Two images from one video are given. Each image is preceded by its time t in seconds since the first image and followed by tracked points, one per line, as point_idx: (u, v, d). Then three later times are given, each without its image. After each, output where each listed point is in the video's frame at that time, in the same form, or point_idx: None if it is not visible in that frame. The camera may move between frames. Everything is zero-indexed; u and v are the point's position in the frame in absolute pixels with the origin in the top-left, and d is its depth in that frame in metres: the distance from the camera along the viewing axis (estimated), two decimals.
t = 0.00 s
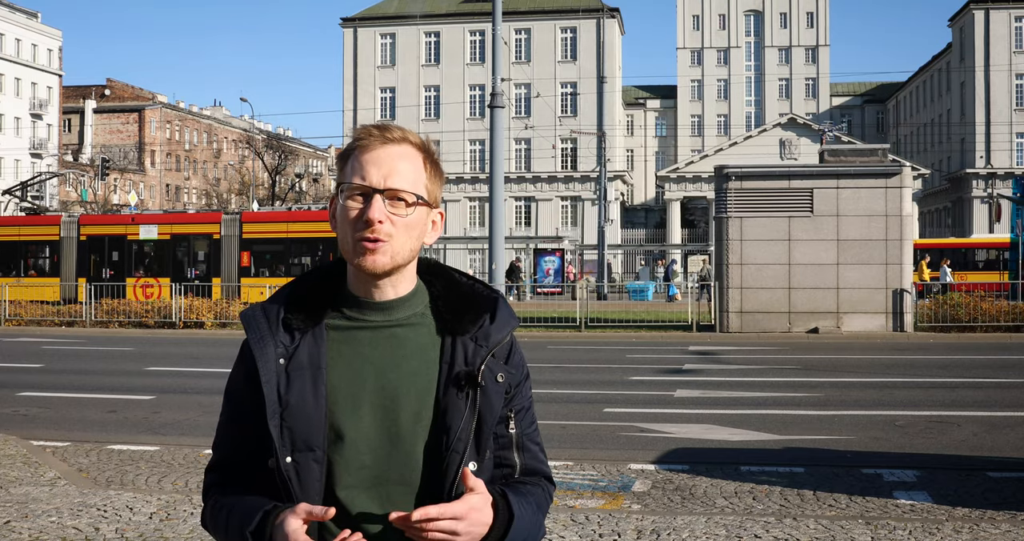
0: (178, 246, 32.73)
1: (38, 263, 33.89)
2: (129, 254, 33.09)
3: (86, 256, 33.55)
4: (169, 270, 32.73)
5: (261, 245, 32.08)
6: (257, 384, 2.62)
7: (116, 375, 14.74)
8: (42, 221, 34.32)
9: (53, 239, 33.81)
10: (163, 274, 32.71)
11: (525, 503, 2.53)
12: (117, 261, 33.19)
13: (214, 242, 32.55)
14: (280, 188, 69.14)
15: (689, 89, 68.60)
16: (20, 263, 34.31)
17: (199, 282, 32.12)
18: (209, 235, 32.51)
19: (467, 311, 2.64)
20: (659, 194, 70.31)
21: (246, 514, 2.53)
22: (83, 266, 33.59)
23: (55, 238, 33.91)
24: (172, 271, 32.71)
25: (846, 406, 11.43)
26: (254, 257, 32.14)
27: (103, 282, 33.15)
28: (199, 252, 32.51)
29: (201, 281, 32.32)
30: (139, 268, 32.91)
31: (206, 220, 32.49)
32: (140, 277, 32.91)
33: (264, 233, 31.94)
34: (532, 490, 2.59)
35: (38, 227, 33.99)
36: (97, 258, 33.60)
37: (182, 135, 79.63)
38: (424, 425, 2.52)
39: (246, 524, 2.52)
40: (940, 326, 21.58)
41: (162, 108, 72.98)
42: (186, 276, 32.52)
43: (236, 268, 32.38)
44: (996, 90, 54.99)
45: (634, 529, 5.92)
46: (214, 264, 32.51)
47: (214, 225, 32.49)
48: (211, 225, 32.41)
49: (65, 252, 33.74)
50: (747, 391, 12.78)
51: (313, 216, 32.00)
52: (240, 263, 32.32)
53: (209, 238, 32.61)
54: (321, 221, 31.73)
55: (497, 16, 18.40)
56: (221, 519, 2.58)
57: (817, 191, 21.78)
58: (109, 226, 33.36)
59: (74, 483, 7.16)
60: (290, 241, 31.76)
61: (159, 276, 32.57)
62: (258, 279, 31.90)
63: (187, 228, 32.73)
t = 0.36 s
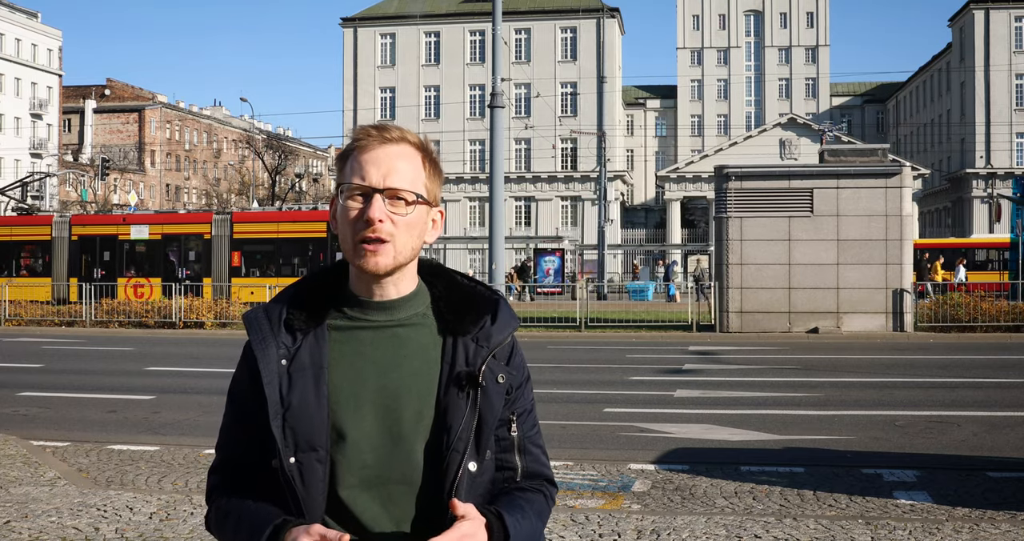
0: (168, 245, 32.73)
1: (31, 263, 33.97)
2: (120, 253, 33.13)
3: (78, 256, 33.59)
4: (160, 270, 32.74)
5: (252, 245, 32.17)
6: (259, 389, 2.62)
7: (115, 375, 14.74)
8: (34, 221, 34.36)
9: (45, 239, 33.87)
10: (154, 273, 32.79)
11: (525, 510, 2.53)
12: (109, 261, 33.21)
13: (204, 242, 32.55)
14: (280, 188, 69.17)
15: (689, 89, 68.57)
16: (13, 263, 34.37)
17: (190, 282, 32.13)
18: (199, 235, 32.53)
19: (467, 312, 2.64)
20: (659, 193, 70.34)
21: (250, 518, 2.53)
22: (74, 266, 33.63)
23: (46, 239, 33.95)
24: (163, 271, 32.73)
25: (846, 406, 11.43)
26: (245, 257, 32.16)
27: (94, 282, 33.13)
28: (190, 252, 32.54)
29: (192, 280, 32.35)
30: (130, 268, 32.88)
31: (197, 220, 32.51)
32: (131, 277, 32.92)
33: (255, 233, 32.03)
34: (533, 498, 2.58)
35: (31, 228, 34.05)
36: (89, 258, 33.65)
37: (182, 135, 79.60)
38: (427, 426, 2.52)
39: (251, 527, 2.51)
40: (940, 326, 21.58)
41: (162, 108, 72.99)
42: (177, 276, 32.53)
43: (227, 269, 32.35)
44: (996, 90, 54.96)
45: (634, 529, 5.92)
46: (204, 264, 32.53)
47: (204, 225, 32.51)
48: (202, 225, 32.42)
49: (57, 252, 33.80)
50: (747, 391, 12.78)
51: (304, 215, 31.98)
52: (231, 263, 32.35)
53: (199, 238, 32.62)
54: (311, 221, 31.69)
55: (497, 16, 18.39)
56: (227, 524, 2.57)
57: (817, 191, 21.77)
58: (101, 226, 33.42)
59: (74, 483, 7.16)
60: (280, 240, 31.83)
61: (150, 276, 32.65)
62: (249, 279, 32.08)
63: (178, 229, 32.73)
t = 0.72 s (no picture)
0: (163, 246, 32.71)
1: (25, 263, 33.93)
2: (116, 255, 33.09)
3: (73, 256, 33.60)
4: (155, 270, 32.72)
5: (246, 245, 32.26)
6: (264, 387, 2.62)
7: (116, 375, 14.73)
8: (28, 221, 34.32)
9: (38, 239, 33.83)
10: (149, 273, 32.76)
11: (523, 510, 2.53)
12: (103, 261, 33.23)
13: (198, 241, 32.55)
14: (280, 188, 69.18)
15: (689, 89, 68.52)
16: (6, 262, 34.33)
17: (184, 282, 32.11)
18: (194, 235, 32.51)
19: (472, 313, 2.64)
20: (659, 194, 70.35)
21: (252, 514, 2.53)
22: (69, 266, 33.63)
23: (40, 238, 33.93)
24: (157, 271, 32.70)
25: (845, 406, 11.43)
26: (239, 257, 32.25)
27: (89, 282, 33.26)
28: (184, 253, 32.51)
29: (185, 280, 32.32)
30: (125, 268, 32.96)
31: (191, 220, 32.49)
32: (126, 278, 32.93)
33: (249, 234, 32.13)
34: (532, 502, 2.58)
35: (25, 228, 34.02)
36: (83, 258, 33.64)
37: (182, 135, 79.57)
38: (431, 423, 2.52)
39: (253, 523, 2.51)
40: (940, 326, 21.57)
41: (162, 108, 72.96)
42: (171, 276, 32.50)
43: (221, 269, 32.42)
44: (996, 90, 54.93)
45: (634, 529, 5.92)
46: (198, 264, 32.49)
47: (199, 225, 32.50)
48: (196, 225, 32.40)
49: (51, 252, 33.78)
50: (747, 391, 12.78)
51: (300, 215, 32.04)
52: (225, 263, 32.39)
53: (193, 238, 32.59)
54: (305, 222, 31.74)
55: (497, 16, 18.39)
56: (230, 521, 2.57)
57: (818, 191, 21.78)
58: (95, 226, 33.39)
59: (74, 483, 7.16)
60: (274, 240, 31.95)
61: (144, 276, 32.58)
62: (243, 279, 32.16)
63: (173, 229, 32.70)
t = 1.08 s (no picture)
0: (159, 247, 32.68)
1: (22, 263, 33.92)
2: (113, 255, 33.06)
3: (70, 256, 33.59)
4: (152, 270, 32.71)
5: (243, 245, 32.23)
6: (266, 389, 2.62)
7: (115, 375, 14.73)
8: (25, 221, 34.32)
9: (35, 239, 33.83)
10: (146, 274, 32.76)
11: (523, 511, 2.54)
12: (100, 261, 33.20)
13: (196, 242, 32.52)
14: (280, 188, 69.21)
15: (689, 89, 68.53)
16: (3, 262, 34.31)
17: (181, 282, 32.07)
18: (191, 236, 32.50)
19: (474, 313, 2.64)
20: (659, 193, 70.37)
21: (252, 513, 2.53)
22: (66, 266, 33.61)
23: (37, 239, 33.93)
24: (154, 272, 32.68)
25: (845, 406, 11.43)
26: (236, 257, 32.23)
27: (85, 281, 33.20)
28: (181, 253, 32.50)
29: (182, 280, 32.30)
30: (122, 268, 32.99)
31: (188, 221, 32.47)
32: (123, 278, 32.91)
33: (246, 234, 32.11)
34: (532, 502, 2.58)
35: (21, 228, 34.03)
36: (80, 258, 33.61)
37: (182, 135, 79.59)
38: (432, 423, 2.52)
39: (253, 521, 2.51)
40: (939, 326, 21.58)
41: (162, 108, 72.99)
42: (168, 276, 32.49)
43: (218, 269, 32.43)
44: (996, 90, 54.95)
45: (634, 529, 5.92)
46: (196, 264, 32.46)
47: (195, 225, 32.47)
48: (193, 225, 32.39)
49: (48, 252, 33.78)
50: (747, 391, 12.77)
51: (297, 215, 32.04)
52: (222, 263, 32.38)
53: (190, 238, 32.57)
54: (301, 222, 31.74)
55: (497, 17, 18.39)
56: (231, 520, 2.57)
57: (817, 191, 21.78)
58: (92, 226, 33.37)
59: (74, 483, 7.16)
60: (271, 240, 31.95)
61: (142, 276, 32.66)
62: (241, 279, 32.18)
63: (169, 229, 32.70)
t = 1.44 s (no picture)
0: (158, 247, 32.68)
1: (21, 263, 33.96)
2: (112, 255, 33.08)
3: (68, 256, 33.60)
4: (151, 270, 32.71)
5: (241, 245, 32.22)
6: (264, 390, 2.62)
7: (115, 375, 14.72)
8: (24, 221, 34.35)
9: (33, 239, 33.85)
10: (145, 274, 32.76)
11: (522, 512, 2.53)
12: (99, 261, 33.22)
13: (195, 242, 32.52)
14: (280, 188, 69.25)
15: (689, 89, 68.54)
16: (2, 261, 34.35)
17: (180, 282, 32.07)
18: (189, 236, 32.48)
19: (472, 313, 2.64)
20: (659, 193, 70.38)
21: (252, 514, 2.53)
22: (65, 265, 33.62)
23: (36, 238, 33.96)
24: (153, 272, 32.68)
25: (845, 406, 11.43)
26: (234, 257, 32.24)
27: (84, 281, 33.24)
28: (179, 253, 32.50)
29: (180, 280, 32.31)
30: (121, 268, 33.01)
31: (186, 221, 32.45)
32: (121, 277, 32.92)
33: (245, 234, 32.11)
34: (530, 501, 2.59)
35: (20, 227, 34.06)
36: (79, 258, 33.61)
37: (182, 135, 79.61)
38: (430, 425, 2.52)
39: (251, 524, 2.51)
40: (939, 326, 21.58)
41: (162, 108, 73.00)
42: (167, 277, 32.51)
43: (217, 269, 32.41)
44: (996, 90, 54.95)
45: (634, 529, 5.91)
46: (194, 264, 32.47)
47: (194, 225, 32.44)
48: (191, 225, 32.36)
49: (47, 251, 33.79)
50: (747, 391, 12.78)
51: (295, 215, 32.06)
52: (220, 263, 32.38)
53: (189, 238, 32.56)
54: (299, 222, 31.79)
55: (497, 17, 18.40)
56: (231, 521, 2.57)
57: (818, 191, 21.77)
58: (90, 226, 33.37)
59: (74, 483, 7.16)
60: (270, 240, 31.97)
61: (140, 276, 32.67)
62: (239, 279, 32.20)
63: (168, 229, 32.69)
